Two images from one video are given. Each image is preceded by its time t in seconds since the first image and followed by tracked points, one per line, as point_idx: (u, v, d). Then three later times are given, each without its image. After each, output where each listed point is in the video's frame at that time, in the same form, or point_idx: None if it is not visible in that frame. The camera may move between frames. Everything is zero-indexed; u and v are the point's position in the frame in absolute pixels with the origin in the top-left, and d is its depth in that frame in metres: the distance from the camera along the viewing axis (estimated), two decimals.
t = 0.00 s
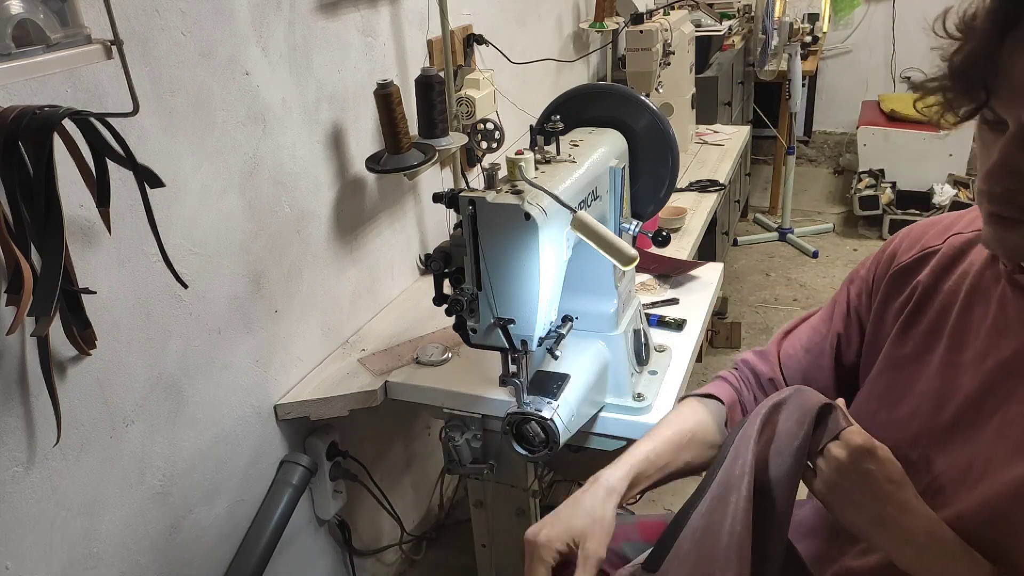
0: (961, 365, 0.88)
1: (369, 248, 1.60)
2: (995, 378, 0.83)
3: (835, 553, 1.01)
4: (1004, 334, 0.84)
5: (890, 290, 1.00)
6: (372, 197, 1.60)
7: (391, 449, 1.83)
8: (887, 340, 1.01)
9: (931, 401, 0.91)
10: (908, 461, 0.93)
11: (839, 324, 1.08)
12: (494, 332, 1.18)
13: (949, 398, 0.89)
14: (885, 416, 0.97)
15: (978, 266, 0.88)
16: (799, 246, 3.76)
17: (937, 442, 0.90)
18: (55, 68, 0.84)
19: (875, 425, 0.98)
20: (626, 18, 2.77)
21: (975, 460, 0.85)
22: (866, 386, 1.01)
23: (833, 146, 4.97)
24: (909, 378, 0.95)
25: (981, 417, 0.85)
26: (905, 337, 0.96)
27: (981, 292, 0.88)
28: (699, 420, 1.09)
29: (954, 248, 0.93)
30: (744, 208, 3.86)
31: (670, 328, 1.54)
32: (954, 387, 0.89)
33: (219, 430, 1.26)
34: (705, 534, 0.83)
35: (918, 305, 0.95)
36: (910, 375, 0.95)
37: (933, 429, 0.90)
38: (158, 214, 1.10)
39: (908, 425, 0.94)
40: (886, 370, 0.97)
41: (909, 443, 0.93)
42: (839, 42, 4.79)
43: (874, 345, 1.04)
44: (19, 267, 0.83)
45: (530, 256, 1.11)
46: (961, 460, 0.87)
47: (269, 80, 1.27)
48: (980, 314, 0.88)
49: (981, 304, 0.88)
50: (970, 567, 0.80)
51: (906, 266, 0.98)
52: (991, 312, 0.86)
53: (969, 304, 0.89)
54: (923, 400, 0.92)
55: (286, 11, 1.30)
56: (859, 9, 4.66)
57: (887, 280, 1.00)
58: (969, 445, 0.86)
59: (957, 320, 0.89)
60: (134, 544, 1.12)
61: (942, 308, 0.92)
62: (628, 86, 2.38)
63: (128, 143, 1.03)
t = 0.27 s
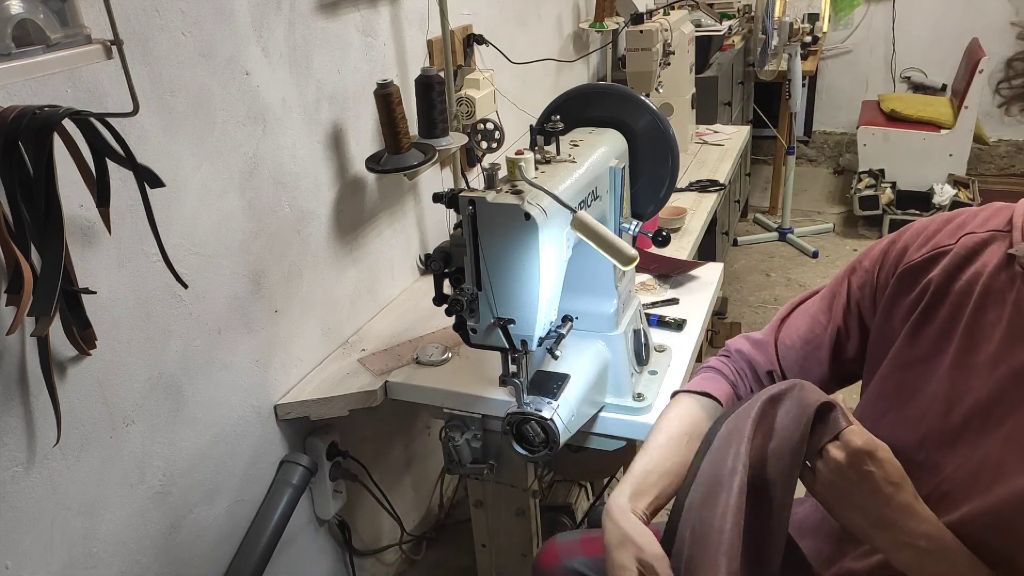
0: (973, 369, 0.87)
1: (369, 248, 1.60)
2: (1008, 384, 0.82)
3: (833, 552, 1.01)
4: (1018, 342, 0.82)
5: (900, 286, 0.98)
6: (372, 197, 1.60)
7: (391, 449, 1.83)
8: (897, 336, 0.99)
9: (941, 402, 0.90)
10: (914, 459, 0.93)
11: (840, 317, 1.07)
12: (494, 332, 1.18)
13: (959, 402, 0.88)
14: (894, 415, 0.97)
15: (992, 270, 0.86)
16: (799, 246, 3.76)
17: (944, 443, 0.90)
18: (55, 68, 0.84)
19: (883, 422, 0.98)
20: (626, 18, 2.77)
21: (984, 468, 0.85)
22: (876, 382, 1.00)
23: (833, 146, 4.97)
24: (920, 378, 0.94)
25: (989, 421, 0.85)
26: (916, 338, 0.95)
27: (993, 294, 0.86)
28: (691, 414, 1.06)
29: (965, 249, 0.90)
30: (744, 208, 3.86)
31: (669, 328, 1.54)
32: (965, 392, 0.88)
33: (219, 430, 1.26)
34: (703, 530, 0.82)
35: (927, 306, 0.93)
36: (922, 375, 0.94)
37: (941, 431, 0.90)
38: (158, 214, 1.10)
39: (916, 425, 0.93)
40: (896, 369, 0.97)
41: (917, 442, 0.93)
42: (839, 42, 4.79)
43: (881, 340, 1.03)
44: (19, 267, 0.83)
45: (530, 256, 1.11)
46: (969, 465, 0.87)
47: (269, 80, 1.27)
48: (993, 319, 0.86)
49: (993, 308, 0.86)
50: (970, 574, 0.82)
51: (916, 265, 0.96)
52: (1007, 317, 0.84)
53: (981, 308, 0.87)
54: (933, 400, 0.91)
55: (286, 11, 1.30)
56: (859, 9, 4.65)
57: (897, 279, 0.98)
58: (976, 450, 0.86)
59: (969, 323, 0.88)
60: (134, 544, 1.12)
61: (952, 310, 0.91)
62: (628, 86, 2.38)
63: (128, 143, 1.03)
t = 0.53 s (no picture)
0: (980, 374, 0.80)
1: (369, 248, 1.60)
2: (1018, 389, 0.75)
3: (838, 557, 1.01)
4: None
5: (905, 286, 0.93)
6: (372, 197, 1.60)
7: (391, 449, 1.83)
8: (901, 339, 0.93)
9: (946, 406, 0.83)
10: (915, 469, 0.85)
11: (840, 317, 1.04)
12: (494, 332, 1.18)
13: (965, 408, 0.80)
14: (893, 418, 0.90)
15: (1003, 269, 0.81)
16: (799, 246, 3.77)
17: (948, 452, 0.81)
18: (55, 68, 0.84)
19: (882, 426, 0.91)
20: (626, 18, 2.78)
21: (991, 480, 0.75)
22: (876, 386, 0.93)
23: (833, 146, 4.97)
24: (923, 381, 0.87)
25: (997, 430, 0.76)
26: (920, 340, 0.89)
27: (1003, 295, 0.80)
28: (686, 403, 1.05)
29: (970, 246, 0.85)
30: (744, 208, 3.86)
31: (670, 328, 1.54)
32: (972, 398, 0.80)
33: (218, 430, 1.26)
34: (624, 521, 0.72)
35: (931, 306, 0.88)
36: (925, 377, 0.87)
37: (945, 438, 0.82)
38: (158, 214, 1.10)
39: (918, 431, 0.85)
40: (897, 372, 0.90)
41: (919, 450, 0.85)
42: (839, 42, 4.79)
43: (883, 343, 0.98)
44: (19, 267, 0.83)
45: (530, 256, 1.11)
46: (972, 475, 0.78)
47: (269, 80, 1.27)
48: (1003, 321, 0.80)
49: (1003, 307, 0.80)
50: None
51: (921, 262, 0.91)
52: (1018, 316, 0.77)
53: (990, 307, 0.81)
54: (935, 405, 0.84)
55: (286, 11, 1.30)
56: (859, 9, 4.65)
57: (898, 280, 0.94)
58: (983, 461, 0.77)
59: (975, 324, 0.82)
60: (133, 544, 1.12)
61: (959, 310, 0.85)
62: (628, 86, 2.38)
63: (127, 143, 1.03)
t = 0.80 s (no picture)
0: (997, 386, 0.82)
1: (369, 248, 1.60)
2: None
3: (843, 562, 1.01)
4: None
5: (923, 293, 0.95)
6: (372, 197, 1.60)
7: (391, 449, 1.83)
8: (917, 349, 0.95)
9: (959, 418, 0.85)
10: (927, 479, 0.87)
11: (859, 322, 1.06)
12: (494, 332, 1.18)
13: (980, 421, 0.82)
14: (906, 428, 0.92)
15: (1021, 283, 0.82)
16: (799, 246, 3.77)
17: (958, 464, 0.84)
18: (55, 67, 0.84)
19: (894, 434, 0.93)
20: (626, 18, 2.78)
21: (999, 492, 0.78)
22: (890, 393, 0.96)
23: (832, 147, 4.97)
24: (937, 391, 0.89)
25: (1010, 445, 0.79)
26: (936, 350, 0.91)
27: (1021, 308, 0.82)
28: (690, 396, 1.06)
29: (988, 258, 0.86)
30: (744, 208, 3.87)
31: (670, 328, 1.54)
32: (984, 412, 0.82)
33: (218, 430, 1.26)
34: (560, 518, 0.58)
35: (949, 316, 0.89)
36: (939, 388, 0.89)
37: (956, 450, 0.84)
38: (158, 214, 1.10)
39: (929, 440, 0.88)
40: (913, 381, 0.92)
41: (930, 460, 0.87)
42: (839, 42, 4.79)
43: (899, 349, 1.00)
44: (19, 268, 0.83)
45: (530, 256, 1.11)
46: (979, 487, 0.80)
47: (269, 80, 1.27)
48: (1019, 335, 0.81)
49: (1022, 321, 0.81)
50: None
51: (940, 271, 0.93)
52: None
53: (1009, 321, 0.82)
54: (949, 416, 0.86)
55: (286, 11, 1.30)
56: (859, 9, 4.65)
57: (918, 288, 0.95)
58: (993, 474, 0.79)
59: (993, 337, 0.83)
60: (134, 543, 1.12)
61: (976, 322, 0.87)
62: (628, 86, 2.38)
63: (127, 143, 1.03)
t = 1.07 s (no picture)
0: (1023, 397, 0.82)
1: (369, 248, 1.60)
2: None
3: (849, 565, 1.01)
4: None
5: (964, 289, 0.95)
6: (372, 197, 1.60)
7: (391, 448, 1.83)
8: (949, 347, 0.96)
9: (986, 426, 0.86)
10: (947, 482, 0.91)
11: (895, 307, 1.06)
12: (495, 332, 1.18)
13: (1007, 428, 0.84)
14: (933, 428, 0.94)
15: None
16: (799, 246, 3.76)
17: (979, 469, 0.87)
18: (54, 68, 0.84)
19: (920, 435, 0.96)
20: (626, 18, 2.78)
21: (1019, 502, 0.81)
22: (918, 391, 0.97)
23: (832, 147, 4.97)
24: (964, 395, 0.91)
25: None
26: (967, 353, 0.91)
27: None
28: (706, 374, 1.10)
29: None
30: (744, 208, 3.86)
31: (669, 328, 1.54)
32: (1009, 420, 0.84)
33: (218, 430, 1.26)
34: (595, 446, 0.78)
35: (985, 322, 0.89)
36: (967, 392, 0.90)
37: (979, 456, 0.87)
38: (158, 214, 1.10)
39: (955, 444, 0.90)
40: (941, 382, 0.93)
41: (952, 463, 0.90)
42: (839, 42, 4.78)
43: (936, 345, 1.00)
44: (19, 267, 0.83)
45: (530, 256, 1.11)
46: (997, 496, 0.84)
47: (269, 80, 1.27)
48: None
49: None
50: None
51: (984, 271, 0.91)
52: None
53: None
54: (974, 422, 0.88)
55: (286, 11, 1.30)
56: (859, 9, 4.65)
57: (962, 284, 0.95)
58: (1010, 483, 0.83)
59: None
60: (134, 544, 1.12)
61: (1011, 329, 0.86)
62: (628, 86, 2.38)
63: (128, 143, 1.03)
